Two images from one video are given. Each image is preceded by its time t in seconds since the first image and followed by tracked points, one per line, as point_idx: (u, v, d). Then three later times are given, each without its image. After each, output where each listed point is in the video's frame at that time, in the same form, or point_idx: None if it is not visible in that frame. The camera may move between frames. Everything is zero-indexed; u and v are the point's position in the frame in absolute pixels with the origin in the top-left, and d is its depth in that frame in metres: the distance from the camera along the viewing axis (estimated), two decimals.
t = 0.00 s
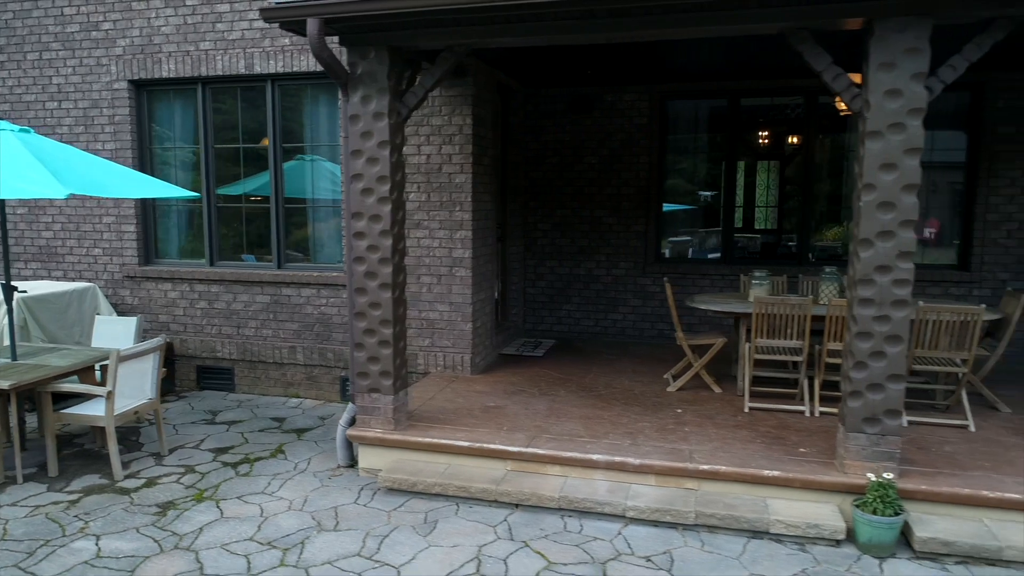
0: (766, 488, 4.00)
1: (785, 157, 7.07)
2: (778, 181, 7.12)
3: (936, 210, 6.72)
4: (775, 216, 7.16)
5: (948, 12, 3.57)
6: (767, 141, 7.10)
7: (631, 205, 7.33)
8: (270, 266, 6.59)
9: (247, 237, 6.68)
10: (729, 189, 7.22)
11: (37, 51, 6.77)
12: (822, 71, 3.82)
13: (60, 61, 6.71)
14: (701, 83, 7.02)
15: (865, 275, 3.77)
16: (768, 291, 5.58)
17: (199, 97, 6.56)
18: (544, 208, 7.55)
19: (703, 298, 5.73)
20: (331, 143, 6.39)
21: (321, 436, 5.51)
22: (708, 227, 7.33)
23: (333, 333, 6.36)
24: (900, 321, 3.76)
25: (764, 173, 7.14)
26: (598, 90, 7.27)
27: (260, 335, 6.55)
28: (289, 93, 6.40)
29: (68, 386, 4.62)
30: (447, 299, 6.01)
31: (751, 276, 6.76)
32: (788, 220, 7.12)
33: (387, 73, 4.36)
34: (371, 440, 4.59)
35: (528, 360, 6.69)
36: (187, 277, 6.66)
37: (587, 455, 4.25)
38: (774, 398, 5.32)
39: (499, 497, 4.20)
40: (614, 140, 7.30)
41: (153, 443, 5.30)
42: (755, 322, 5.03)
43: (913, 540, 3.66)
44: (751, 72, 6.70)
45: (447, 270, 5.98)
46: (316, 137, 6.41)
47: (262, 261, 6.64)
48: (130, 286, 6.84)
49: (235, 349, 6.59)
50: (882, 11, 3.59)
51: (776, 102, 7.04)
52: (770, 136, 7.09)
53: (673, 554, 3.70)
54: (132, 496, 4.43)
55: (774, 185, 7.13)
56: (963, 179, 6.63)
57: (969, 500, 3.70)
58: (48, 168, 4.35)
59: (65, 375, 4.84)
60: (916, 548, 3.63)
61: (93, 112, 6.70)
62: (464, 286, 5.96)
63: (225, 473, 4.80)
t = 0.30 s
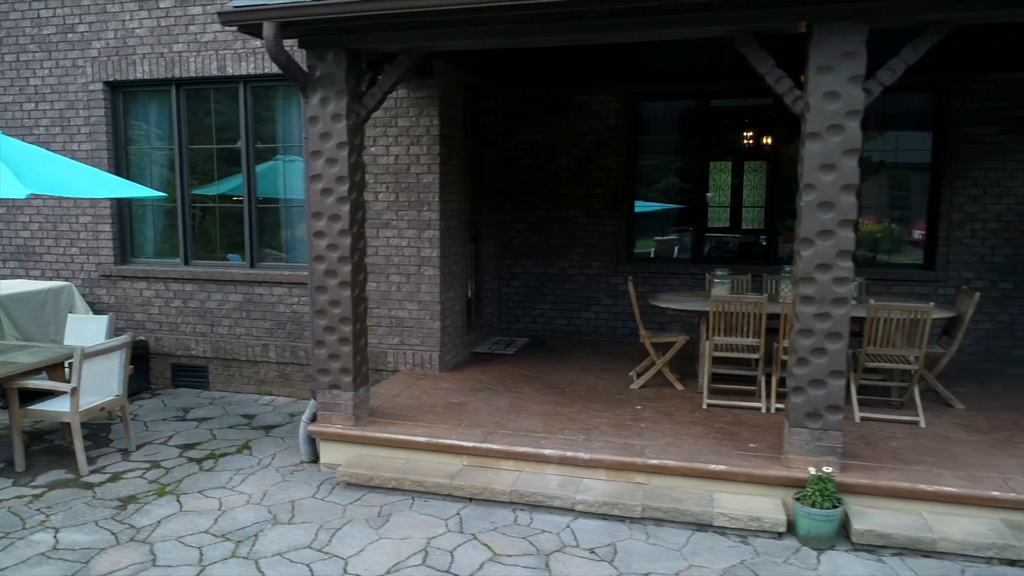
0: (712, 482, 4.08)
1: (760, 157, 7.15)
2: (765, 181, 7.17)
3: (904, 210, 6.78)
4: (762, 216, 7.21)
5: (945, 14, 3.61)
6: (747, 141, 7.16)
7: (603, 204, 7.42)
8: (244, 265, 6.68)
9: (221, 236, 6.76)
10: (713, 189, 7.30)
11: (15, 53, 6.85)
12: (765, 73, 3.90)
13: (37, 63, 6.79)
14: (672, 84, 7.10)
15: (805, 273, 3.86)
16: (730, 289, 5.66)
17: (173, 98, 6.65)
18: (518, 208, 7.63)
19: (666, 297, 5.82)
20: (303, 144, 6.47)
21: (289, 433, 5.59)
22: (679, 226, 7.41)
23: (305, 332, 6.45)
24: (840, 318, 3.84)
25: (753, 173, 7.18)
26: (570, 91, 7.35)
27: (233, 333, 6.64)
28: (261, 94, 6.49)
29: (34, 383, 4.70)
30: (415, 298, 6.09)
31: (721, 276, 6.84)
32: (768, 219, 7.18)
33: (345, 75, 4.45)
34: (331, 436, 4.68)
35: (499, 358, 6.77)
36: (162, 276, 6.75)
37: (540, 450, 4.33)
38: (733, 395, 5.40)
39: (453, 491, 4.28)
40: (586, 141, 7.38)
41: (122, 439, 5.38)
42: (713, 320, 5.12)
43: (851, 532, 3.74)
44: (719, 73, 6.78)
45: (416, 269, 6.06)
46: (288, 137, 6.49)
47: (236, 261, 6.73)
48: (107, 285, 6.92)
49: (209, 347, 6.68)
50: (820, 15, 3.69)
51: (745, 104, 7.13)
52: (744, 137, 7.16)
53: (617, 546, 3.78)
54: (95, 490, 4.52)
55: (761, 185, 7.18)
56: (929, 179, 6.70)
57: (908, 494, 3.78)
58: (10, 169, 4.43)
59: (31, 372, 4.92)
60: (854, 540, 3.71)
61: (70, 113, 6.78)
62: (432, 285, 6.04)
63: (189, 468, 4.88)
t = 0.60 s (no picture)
0: (659, 476, 4.16)
1: (730, 158, 7.24)
2: (726, 181, 7.28)
3: (868, 209, 6.89)
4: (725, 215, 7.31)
5: (945, 14, 3.64)
6: (717, 142, 7.25)
7: (575, 204, 7.50)
8: (217, 264, 6.76)
9: (196, 235, 6.84)
10: (693, 189, 7.38)
11: None
12: (710, 76, 3.98)
13: (13, 65, 6.87)
14: (642, 86, 7.19)
15: (748, 271, 3.94)
16: (692, 287, 5.74)
17: (148, 100, 6.73)
18: (493, 208, 7.71)
19: (630, 296, 5.90)
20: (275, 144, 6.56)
21: (256, 429, 5.67)
22: (651, 226, 7.49)
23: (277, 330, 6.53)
24: (783, 315, 3.92)
25: (712, 172, 7.29)
26: (542, 92, 7.43)
27: (207, 331, 6.72)
28: (234, 95, 6.58)
29: None
30: (384, 296, 6.17)
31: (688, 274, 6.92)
32: (739, 219, 7.26)
33: (303, 77, 4.53)
34: (292, 431, 4.76)
35: (469, 356, 6.86)
36: (137, 275, 6.83)
37: (494, 445, 4.41)
38: (693, 392, 5.49)
39: (408, 485, 4.36)
40: (559, 142, 7.47)
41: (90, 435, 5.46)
42: (671, 318, 5.21)
43: (792, 525, 3.83)
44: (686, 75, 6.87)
45: (384, 268, 6.14)
46: (260, 138, 6.57)
47: (210, 260, 6.81)
48: (83, 284, 7.00)
49: (183, 345, 6.76)
50: (759, 19, 3.77)
51: (715, 105, 7.21)
52: (714, 137, 7.24)
53: (562, 538, 3.86)
54: (59, 485, 4.60)
55: (724, 186, 7.28)
56: (895, 179, 6.79)
57: (849, 488, 3.87)
58: None
59: None
60: (794, 533, 3.79)
61: (46, 114, 6.86)
62: (400, 283, 6.12)
63: (154, 463, 4.96)
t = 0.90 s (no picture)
0: (606, 470, 4.25)
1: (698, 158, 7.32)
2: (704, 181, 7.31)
3: (845, 209, 6.95)
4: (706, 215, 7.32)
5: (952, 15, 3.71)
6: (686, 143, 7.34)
7: (546, 204, 7.58)
8: (190, 263, 6.84)
9: (169, 235, 6.92)
10: (663, 189, 7.46)
11: None
12: (654, 77, 4.07)
13: None
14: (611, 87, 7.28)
15: (691, 269, 4.02)
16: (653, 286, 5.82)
17: (121, 100, 6.82)
18: (466, 207, 7.79)
19: (593, 295, 5.98)
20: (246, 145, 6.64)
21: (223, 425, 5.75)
22: (622, 225, 7.58)
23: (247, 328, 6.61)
24: (724, 312, 4.01)
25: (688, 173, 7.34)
26: (514, 93, 7.51)
27: (180, 329, 6.80)
28: (205, 96, 6.66)
29: None
30: (352, 294, 6.25)
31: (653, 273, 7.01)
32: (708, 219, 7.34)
33: (260, 78, 4.62)
34: (252, 426, 4.84)
35: (439, 354, 6.94)
36: (111, 274, 6.91)
37: (447, 441, 4.50)
38: (653, 390, 5.57)
39: (362, 479, 4.45)
40: (530, 142, 7.55)
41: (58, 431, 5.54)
42: (628, 316, 5.28)
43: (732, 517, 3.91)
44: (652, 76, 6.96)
45: (352, 266, 6.22)
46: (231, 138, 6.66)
47: (182, 259, 6.89)
48: (58, 283, 7.08)
49: (156, 343, 6.84)
50: (698, 22, 3.86)
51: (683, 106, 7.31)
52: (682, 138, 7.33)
53: (507, 530, 3.94)
54: (22, 479, 4.68)
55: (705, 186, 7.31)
56: (859, 179, 6.87)
57: (788, 481, 3.95)
58: None
59: None
60: (733, 525, 3.88)
61: (21, 114, 6.94)
62: (368, 282, 6.20)
63: (118, 459, 5.05)
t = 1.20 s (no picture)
0: (552, 466, 4.32)
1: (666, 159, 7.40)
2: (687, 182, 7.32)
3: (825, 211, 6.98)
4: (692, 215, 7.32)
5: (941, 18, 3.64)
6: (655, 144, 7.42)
7: (517, 205, 7.65)
8: (161, 263, 6.91)
9: (141, 235, 7.00)
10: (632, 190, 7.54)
11: None
12: (598, 81, 4.13)
13: None
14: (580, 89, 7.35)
15: (633, 269, 4.10)
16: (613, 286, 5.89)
17: (93, 102, 6.89)
18: (438, 208, 7.87)
19: (555, 294, 6.06)
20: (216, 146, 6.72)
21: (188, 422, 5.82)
22: (592, 226, 7.65)
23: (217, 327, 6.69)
24: (665, 311, 4.08)
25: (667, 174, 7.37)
26: (485, 94, 7.59)
27: (151, 329, 6.87)
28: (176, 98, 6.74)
29: None
30: (318, 294, 6.33)
31: (620, 273, 7.09)
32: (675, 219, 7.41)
33: (217, 81, 4.70)
34: (210, 424, 4.92)
35: (407, 353, 7.01)
36: (83, 274, 6.98)
37: (399, 438, 4.57)
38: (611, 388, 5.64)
39: (315, 475, 4.52)
40: (500, 143, 7.63)
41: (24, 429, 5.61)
42: (585, 315, 5.35)
43: (671, 512, 3.99)
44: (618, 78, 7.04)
45: (318, 266, 6.30)
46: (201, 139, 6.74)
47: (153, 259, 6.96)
48: (31, 282, 7.16)
49: (128, 341, 6.92)
50: (638, 27, 3.93)
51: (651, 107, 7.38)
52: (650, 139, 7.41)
53: (451, 525, 4.02)
54: None
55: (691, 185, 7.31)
56: (823, 180, 6.95)
57: (728, 477, 4.03)
58: None
59: None
60: (672, 520, 3.95)
61: None
62: (334, 282, 6.27)
63: (80, 455, 5.12)
